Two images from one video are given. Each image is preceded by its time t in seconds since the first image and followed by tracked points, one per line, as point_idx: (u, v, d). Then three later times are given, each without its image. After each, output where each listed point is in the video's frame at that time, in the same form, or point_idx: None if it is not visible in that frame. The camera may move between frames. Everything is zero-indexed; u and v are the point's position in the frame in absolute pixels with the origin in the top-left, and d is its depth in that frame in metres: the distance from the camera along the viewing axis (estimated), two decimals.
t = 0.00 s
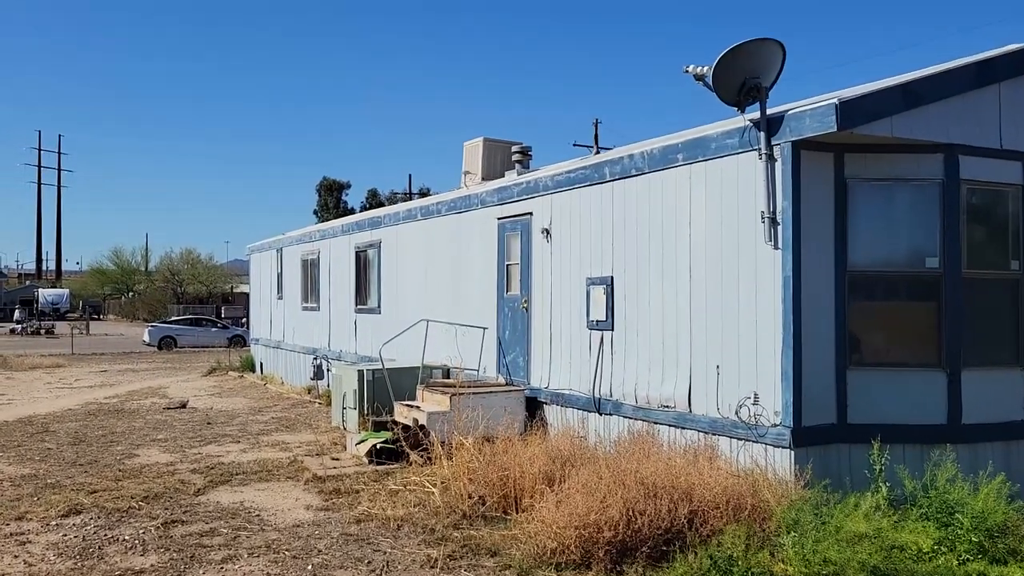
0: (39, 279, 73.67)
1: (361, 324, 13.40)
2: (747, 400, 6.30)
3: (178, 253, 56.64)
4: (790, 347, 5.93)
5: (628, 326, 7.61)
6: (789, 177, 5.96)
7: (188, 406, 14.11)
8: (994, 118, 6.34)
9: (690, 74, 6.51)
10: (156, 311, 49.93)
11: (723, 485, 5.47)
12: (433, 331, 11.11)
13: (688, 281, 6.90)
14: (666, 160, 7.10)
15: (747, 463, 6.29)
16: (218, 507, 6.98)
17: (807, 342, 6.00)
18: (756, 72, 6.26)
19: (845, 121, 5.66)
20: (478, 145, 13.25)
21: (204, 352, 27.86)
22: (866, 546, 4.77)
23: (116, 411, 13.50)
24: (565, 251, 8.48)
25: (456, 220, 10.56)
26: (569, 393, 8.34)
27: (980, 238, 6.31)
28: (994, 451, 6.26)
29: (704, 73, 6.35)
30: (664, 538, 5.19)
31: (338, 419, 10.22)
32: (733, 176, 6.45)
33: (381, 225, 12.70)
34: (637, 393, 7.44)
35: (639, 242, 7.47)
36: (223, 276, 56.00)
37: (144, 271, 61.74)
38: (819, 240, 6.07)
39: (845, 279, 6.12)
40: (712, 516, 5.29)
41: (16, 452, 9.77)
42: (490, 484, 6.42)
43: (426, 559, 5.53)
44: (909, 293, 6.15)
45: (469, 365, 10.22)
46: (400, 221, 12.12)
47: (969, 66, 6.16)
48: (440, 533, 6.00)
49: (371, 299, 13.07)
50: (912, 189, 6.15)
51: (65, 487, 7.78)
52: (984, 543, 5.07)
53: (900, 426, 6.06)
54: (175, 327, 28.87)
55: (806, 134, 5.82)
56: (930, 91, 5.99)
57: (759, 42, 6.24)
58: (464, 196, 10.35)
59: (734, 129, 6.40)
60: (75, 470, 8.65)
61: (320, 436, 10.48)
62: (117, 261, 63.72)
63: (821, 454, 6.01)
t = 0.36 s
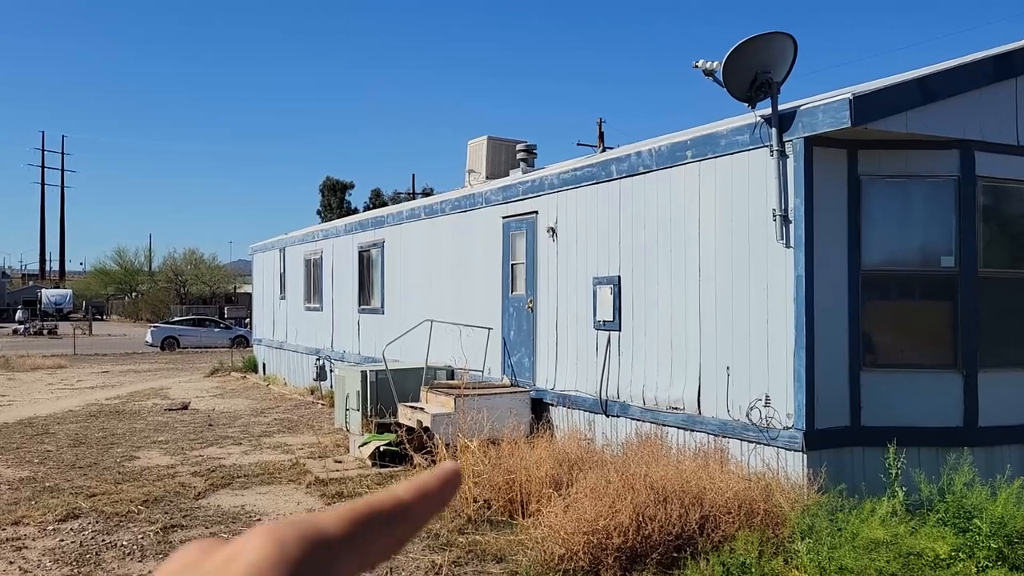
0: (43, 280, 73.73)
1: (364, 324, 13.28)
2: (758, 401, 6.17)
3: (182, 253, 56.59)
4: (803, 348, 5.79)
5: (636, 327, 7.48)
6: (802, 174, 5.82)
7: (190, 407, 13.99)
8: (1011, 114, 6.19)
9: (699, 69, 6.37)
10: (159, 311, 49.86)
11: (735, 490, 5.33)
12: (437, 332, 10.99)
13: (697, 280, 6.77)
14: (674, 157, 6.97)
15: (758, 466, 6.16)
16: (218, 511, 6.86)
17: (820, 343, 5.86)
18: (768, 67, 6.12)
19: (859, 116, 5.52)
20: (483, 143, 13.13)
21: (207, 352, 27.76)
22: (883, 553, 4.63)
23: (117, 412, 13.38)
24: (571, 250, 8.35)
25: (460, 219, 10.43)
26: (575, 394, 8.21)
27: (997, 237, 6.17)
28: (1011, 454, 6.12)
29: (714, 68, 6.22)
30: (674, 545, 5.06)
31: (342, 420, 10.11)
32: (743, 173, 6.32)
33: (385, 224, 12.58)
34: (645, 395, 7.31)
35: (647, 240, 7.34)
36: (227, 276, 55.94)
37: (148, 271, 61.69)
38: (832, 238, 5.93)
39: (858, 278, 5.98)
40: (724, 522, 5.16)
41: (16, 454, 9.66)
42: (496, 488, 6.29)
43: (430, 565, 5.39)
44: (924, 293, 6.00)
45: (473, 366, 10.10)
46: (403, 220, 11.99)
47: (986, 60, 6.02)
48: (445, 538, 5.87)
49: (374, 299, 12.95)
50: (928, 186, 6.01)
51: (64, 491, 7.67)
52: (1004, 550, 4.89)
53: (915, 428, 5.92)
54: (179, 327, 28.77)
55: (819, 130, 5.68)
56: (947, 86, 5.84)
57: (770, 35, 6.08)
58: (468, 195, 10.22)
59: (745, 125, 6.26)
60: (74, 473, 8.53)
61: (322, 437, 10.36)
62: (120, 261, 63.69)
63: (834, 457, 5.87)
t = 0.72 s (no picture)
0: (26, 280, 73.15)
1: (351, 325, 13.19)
2: (748, 402, 6.13)
3: (166, 254, 56.26)
4: (794, 348, 5.76)
5: (625, 327, 7.43)
6: (792, 174, 5.79)
7: (173, 409, 13.85)
8: (1000, 114, 6.19)
9: (689, 68, 6.34)
10: (143, 311, 49.52)
11: (725, 492, 5.29)
12: (425, 333, 10.92)
13: (687, 280, 6.73)
14: (663, 156, 6.94)
15: (748, 468, 6.12)
16: (202, 515, 6.76)
17: (810, 342, 5.83)
18: (757, 66, 6.09)
19: (849, 116, 5.49)
20: (470, 143, 13.07)
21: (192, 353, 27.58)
22: (874, 555, 4.59)
23: (100, 415, 13.23)
24: (560, 250, 8.30)
25: (447, 219, 10.37)
26: (564, 395, 8.15)
27: (987, 237, 6.16)
28: (1000, 453, 6.11)
29: (703, 68, 6.18)
30: (665, 547, 5.01)
31: (327, 422, 10.03)
32: (733, 173, 6.28)
33: (372, 224, 12.49)
34: (635, 395, 7.26)
35: (637, 240, 7.29)
36: (212, 276, 55.64)
37: (132, 272, 61.31)
38: (822, 238, 5.90)
39: (848, 278, 5.96)
40: (715, 524, 5.11)
41: None
42: (484, 491, 6.23)
43: (418, 569, 5.32)
44: (914, 292, 5.98)
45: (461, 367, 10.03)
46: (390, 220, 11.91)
47: (975, 60, 6.00)
48: (433, 541, 5.81)
49: (361, 299, 12.87)
50: (917, 186, 5.99)
51: (44, 495, 7.55)
52: (995, 551, 4.88)
53: (906, 428, 5.90)
54: (163, 328, 28.55)
55: (809, 130, 5.65)
56: (936, 85, 5.83)
57: (759, 34, 6.05)
58: (456, 194, 10.16)
59: (735, 124, 6.23)
60: (55, 477, 8.41)
61: (308, 439, 10.27)
62: (104, 262, 63.22)
63: (825, 457, 5.84)
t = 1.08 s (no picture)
0: None
1: (312, 328, 13.09)
2: (708, 403, 6.19)
3: (125, 255, 55.40)
4: (753, 348, 5.82)
5: (588, 328, 7.46)
6: (751, 176, 5.85)
7: (131, 414, 13.63)
8: (952, 118, 6.31)
9: (649, 71, 6.38)
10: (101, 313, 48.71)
11: (686, 492, 5.33)
12: (387, 335, 10.87)
13: (648, 282, 6.78)
14: (625, 159, 6.98)
15: (709, 467, 6.17)
16: (159, 522, 6.66)
17: (769, 343, 5.89)
18: (717, 69, 6.15)
19: (806, 119, 5.56)
20: (434, 144, 13.03)
21: (152, 356, 27.18)
22: (832, 552, 4.64)
23: (54, 420, 12.97)
24: (522, 252, 8.30)
25: (410, 220, 10.33)
26: (527, 396, 8.16)
27: (940, 239, 6.28)
28: (953, 451, 6.23)
29: (663, 71, 6.22)
30: (626, 548, 5.04)
31: (289, 426, 9.96)
32: (693, 175, 6.34)
33: (334, 225, 12.41)
34: (597, 396, 7.29)
35: (599, 242, 7.32)
36: (172, 278, 54.90)
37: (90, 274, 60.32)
38: (781, 240, 5.97)
39: (806, 279, 6.04)
40: (676, 524, 5.15)
41: None
42: (447, 493, 6.20)
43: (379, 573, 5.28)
44: (870, 293, 6.08)
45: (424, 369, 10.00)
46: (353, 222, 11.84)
47: (929, 65, 6.12)
48: (395, 545, 5.77)
49: (323, 301, 12.77)
50: (872, 189, 6.09)
51: None
52: (948, 547, 4.98)
53: (862, 427, 6.00)
54: (121, 331, 28.10)
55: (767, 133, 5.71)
56: (891, 90, 5.93)
57: (719, 38, 6.11)
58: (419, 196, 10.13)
59: (695, 127, 6.28)
60: (7, 484, 8.23)
61: (269, 443, 10.17)
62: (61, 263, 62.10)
63: (784, 457, 5.91)
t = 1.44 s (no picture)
0: None
1: (286, 329, 13.00)
2: (682, 403, 6.21)
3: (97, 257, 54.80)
4: (726, 348, 5.85)
5: (562, 329, 7.47)
6: (724, 177, 5.89)
7: (101, 417, 13.47)
8: (921, 120, 6.39)
9: (623, 72, 6.40)
10: (72, 315, 48.15)
11: (660, 492, 5.35)
12: (362, 336, 10.82)
13: (622, 283, 6.79)
14: (599, 160, 6.99)
15: (682, 467, 6.20)
16: (129, 526, 6.58)
17: (742, 343, 5.93)
18: (690, 71, 6.18)
19: (777, 121, 5.60)
20: (409, 145, 12.99)
21: (124, 358, 26.91)
22: (803, 550, 4.67)
23: (23, 423, 12.79)
24: (497, 252, 8.29)
25: (385, 221, 10.29)
26: (502, 398, 8.15)
27: (910, 239, 6.35)
28: (922, 450, 6.30)
29: (637, 72, 6.24)
30: (600, 548, 5.05)
31: (262, 428, 9.88)
32: (666, 176, 6.36)
33: (308, 226, 12.33)
34: (572, 397, 7.30)
35: (573, 243, 7.32)
36: (145, 280, 54.36)
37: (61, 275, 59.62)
38: (753, 240, 6.01)
39: (778, 280, 6.08)
40: (650, 524, 5.16)
41: None
42: (421, 495, 6.18)
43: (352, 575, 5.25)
44: (842, 294, 6.13)
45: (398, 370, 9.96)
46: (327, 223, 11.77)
47: (898, 67, 6.19)
48: (368, 547, 5.74)
49: (298, 303, 12.69)
50: (843, 190, 6.14)
51: None
52: (916, 544, 5.04)
53: (833, 427, 6.05)
54: (92, 333, 27.77)
55: (739, 134, 5.75)
56: (861, 92, 5.99)
57: (692, 40, 6.15)
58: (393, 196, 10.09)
59: (669, 128, 6.31)
60: None
61: (242, 446, 10.08)
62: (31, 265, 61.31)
63: (756, 456, 5.95)
